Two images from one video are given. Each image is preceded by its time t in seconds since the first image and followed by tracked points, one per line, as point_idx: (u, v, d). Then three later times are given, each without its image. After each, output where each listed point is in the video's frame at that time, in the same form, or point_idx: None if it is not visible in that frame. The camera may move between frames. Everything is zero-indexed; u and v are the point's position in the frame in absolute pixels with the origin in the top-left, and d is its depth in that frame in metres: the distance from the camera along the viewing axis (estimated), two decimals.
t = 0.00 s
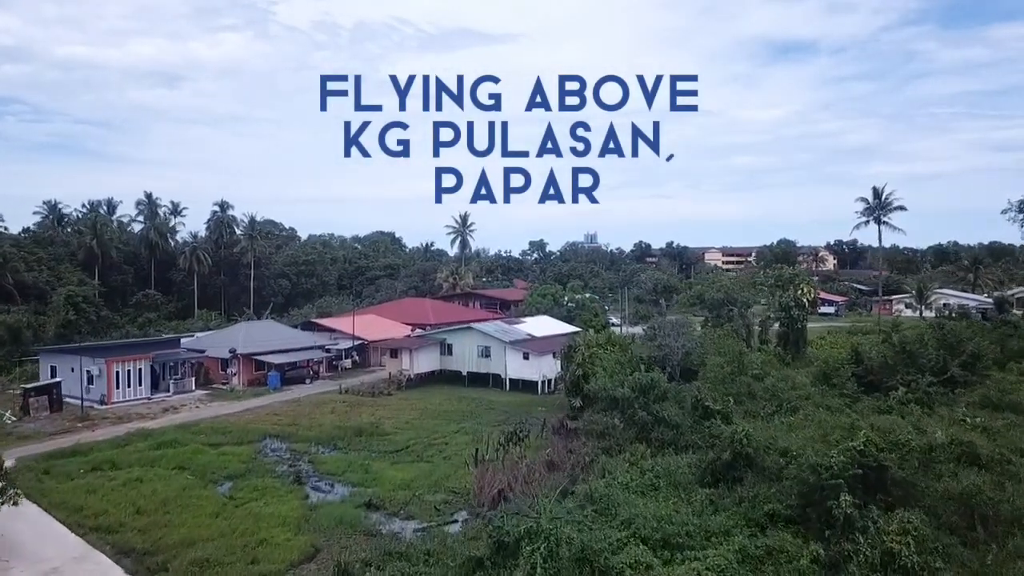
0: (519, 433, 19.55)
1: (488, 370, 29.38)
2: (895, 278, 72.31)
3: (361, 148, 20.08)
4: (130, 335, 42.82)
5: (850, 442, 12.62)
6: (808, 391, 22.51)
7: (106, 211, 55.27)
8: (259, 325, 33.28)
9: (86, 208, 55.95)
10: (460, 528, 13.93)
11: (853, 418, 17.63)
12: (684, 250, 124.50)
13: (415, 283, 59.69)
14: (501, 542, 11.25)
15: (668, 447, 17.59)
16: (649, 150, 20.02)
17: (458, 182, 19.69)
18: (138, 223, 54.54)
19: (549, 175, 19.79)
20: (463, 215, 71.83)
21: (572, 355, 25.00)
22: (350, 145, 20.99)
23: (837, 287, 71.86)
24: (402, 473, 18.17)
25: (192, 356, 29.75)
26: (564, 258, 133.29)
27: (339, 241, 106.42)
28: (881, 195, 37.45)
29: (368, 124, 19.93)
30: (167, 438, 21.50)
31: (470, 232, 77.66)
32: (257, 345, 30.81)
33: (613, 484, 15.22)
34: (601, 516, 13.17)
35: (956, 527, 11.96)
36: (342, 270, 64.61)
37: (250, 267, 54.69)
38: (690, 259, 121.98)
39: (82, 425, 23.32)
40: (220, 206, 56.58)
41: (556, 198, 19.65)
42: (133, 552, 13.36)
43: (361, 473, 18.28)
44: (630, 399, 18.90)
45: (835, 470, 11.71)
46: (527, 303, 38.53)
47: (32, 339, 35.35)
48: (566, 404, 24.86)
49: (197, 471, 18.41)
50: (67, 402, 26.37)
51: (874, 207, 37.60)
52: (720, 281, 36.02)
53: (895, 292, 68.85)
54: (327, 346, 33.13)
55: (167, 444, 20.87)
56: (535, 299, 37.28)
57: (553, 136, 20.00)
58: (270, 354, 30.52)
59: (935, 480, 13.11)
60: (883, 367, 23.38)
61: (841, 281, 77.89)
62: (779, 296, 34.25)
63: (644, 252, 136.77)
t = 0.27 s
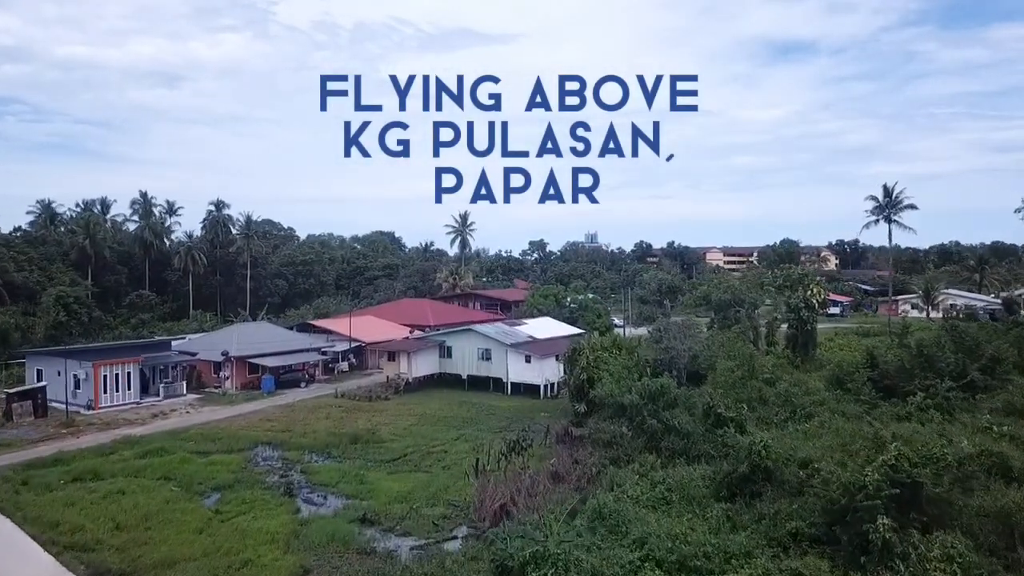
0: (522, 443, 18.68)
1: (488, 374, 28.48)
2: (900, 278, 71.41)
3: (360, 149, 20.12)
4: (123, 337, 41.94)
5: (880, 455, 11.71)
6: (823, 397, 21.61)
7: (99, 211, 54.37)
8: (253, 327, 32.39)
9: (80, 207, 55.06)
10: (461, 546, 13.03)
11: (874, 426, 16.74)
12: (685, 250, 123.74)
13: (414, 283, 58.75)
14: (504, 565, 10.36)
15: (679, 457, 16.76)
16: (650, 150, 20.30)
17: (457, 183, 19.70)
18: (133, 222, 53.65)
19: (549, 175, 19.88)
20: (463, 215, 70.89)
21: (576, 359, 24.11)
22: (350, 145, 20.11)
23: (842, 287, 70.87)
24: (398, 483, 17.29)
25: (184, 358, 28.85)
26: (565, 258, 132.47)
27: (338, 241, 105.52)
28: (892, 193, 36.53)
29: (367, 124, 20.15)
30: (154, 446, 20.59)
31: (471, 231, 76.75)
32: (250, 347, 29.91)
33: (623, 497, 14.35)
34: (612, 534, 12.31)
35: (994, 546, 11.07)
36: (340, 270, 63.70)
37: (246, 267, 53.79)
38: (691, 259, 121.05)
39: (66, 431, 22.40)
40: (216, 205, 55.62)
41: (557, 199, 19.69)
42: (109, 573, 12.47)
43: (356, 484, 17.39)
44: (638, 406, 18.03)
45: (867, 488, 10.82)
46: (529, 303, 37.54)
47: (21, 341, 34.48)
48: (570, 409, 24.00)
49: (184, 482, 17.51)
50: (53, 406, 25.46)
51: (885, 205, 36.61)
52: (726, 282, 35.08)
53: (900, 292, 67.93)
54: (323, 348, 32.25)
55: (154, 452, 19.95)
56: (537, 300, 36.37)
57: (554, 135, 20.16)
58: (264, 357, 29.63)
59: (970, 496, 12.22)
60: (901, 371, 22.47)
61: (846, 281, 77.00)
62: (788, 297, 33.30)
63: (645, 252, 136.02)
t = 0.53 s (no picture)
0: (525, 453, 17.76)
1: (489, 377, 27.53)
2: (906, 278, 70.50)
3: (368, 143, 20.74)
4: (116, 339, 41.04)
5: (916, 471, 10.77)
6: (839, 402, 20.67)
7: (93, 210, 53.49)
8: (246, 329, 31.48)
9: (74, 206, 54.20)
10: (461, 567, 12.12)
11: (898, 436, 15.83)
12: (687, 250, 122.95)
13: (413, 283, 57.78)
14: None
15: (691, 468, 15.84)
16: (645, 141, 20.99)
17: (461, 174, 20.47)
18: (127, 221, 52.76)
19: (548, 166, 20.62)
20: (463, 214, 70.03)
21: (580, 363, 23.21)
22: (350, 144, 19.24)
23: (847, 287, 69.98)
24: (395, 496, 16.37)
25: (175, 361, 27.93)
26: (566, 257, 131.63)
27: (337, 241, 104.68)
28: (903, 191, 35.64)
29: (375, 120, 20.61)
30: (140, 454, 19.65)
31: (471, 231, 75.85)
32: (244, 349, 28.99)
33: (633, 513, 13.44)
34: (623, 555, 11.40)
35: None
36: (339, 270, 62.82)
37: (242, 266, 52.88)
38: (692, 259, 120.18)
39: (50, 438, 21.46)
40: (212, 204, 54.72)
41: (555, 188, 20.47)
42: None
43: (350, 496, 16.46)
44: (647, 413, 17.12)
45: (907, 510, 9.89)
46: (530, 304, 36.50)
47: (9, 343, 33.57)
48: (574, 415, 23.11)
49: (168, 494, 16.57)
50: (39, 412, 24.53)
51: (895, 203, 35.79)
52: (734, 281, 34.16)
53: (905, 292, 67.01)
54: (319, 351, 31.33)
55: (139, 461, 19.02)
56: (539, 300, 35.45)
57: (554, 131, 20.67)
58: (258, 359, 28.70)
59: (1012, 515, 11.28)
60: (919, 375, 21.52)
61: (850, 281, 76.10)
62: (797, 297, 32.39)
63: (647, 252, 135.19)
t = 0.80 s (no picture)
0: (529, 464, 16.86)
1: (490, 381, 26.64)
2: (911, 278, 69.66)
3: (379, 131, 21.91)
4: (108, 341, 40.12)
5: (959, 492, 9.86)
6: (856, 409, 19.77)
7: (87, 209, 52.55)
8: (240, 330, 30.57)
9: (67, 206, 53.26)
10: None
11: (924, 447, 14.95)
12: (688, 250, 122.17)
13: (412, 283, 56.83)
14: None
15: (706, 480, 14.94)
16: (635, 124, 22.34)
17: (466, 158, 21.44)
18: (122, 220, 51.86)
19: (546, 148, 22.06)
20: (462, 214, 69.11)
21: (585, 367, 22.28)
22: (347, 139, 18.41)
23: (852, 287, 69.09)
24: (391, 509, 15.47)
25: (165, 365, 27.02)
26: (566, 257, 130.82)
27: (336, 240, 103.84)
28: (914, 189, 34.73)
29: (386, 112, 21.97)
30: (124, 464, 18.72)
31: (471, 230, 74.95)
32: (237, 352, 28.09)
33: (646, 530, 12.53)
34: None
35: None
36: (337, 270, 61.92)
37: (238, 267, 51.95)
38: (694, 259, 119.23)
39: (32, 446, 20.53)
40: (208, 203, 53.78)
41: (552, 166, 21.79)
42: None
43: (344, 510, 15.55)
44: (658, 422, 16.20)
45: (958, 539, 8.94)
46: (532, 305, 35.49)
47: None
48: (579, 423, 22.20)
49: (151, 508, 15.64)
50: (22, 417, 23.62)
51: (906, 202, 34.82)
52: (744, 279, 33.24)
53: (911, 293, 66.16)
54: (314, 353, 30.42)
55: (123, 472, 18.08)
56: (541, 301, 34.53)
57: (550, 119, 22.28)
58: (251, 363, 27.80)
59: None
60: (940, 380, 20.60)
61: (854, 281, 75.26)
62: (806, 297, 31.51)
63: (648, 251, 134.42)
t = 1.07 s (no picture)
0: (533, 478, 15.94)
1: (491, 387, 25.73)
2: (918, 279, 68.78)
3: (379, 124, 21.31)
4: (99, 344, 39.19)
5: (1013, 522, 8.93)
6: (876, 418, 18.83)
7: (80, 208, 51.63)
8: (233, 334, 29.64)
9: (60, 205, 52.34)
10: None
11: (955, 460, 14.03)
12: (690, 250, 121.33)
13: (411, 285, 55.90)
14: None
15: (722, 497, 14.01)
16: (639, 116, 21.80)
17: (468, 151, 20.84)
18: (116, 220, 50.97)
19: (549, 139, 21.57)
20: (463, 214, 68.21)
21: (590, 373, 21.36)
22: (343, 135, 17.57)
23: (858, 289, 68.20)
24: (387, 527, 14.54)
25: (154, 370, 26.12)
26: (567, 258, 129.94)
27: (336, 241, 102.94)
28: (926, 189, 33.81)
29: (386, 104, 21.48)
30: (106, 476, 17.78)
31: (471, 230, 74.06)
32: (229, 357, 27.17)
33: (661, 554, 11.59)
34: None
35: None
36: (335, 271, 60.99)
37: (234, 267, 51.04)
38: (696, 260, 118.33)
39: (12, 456, 19.59)
40: (203, 203, 52.87)
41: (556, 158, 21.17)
42: None
43: (336, 527, 14.63)
44: (670, 434, 15.27)
45: None
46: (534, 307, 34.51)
47: None
48: (585, 431, 21.27)
49: (131, 526, 14.72)
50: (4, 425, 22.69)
51: (919, 202, 33.90)
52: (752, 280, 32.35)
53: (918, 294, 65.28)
54: (309, 357, 29.50)
55: (105, 485, 17.13)
56: (544, 303, 33.63)
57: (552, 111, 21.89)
58: (244, 368, 26.88)
59: None
60: (962, 388, 19.65)
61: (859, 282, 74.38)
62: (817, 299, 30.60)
63: (649, 252, 133.62)
